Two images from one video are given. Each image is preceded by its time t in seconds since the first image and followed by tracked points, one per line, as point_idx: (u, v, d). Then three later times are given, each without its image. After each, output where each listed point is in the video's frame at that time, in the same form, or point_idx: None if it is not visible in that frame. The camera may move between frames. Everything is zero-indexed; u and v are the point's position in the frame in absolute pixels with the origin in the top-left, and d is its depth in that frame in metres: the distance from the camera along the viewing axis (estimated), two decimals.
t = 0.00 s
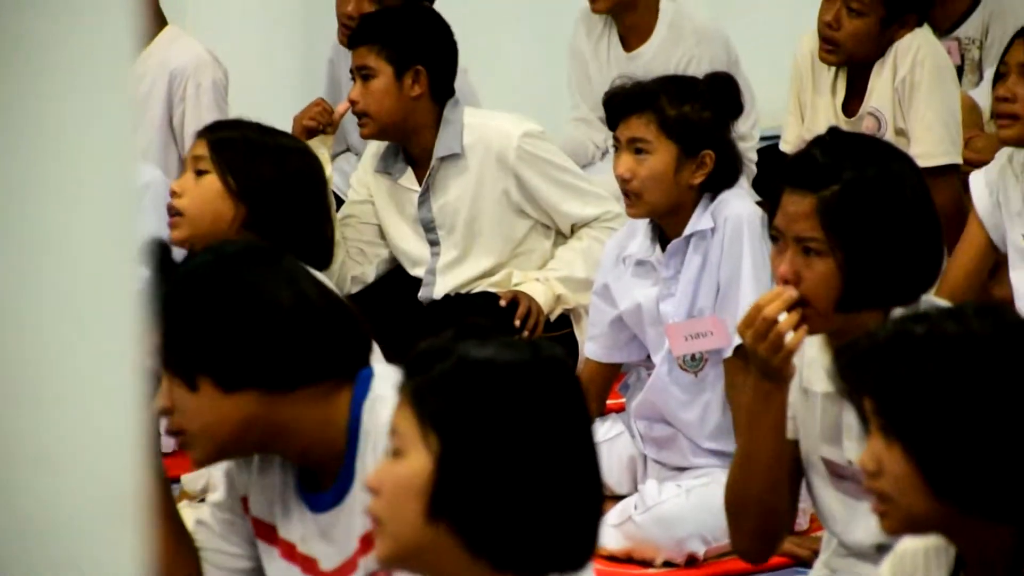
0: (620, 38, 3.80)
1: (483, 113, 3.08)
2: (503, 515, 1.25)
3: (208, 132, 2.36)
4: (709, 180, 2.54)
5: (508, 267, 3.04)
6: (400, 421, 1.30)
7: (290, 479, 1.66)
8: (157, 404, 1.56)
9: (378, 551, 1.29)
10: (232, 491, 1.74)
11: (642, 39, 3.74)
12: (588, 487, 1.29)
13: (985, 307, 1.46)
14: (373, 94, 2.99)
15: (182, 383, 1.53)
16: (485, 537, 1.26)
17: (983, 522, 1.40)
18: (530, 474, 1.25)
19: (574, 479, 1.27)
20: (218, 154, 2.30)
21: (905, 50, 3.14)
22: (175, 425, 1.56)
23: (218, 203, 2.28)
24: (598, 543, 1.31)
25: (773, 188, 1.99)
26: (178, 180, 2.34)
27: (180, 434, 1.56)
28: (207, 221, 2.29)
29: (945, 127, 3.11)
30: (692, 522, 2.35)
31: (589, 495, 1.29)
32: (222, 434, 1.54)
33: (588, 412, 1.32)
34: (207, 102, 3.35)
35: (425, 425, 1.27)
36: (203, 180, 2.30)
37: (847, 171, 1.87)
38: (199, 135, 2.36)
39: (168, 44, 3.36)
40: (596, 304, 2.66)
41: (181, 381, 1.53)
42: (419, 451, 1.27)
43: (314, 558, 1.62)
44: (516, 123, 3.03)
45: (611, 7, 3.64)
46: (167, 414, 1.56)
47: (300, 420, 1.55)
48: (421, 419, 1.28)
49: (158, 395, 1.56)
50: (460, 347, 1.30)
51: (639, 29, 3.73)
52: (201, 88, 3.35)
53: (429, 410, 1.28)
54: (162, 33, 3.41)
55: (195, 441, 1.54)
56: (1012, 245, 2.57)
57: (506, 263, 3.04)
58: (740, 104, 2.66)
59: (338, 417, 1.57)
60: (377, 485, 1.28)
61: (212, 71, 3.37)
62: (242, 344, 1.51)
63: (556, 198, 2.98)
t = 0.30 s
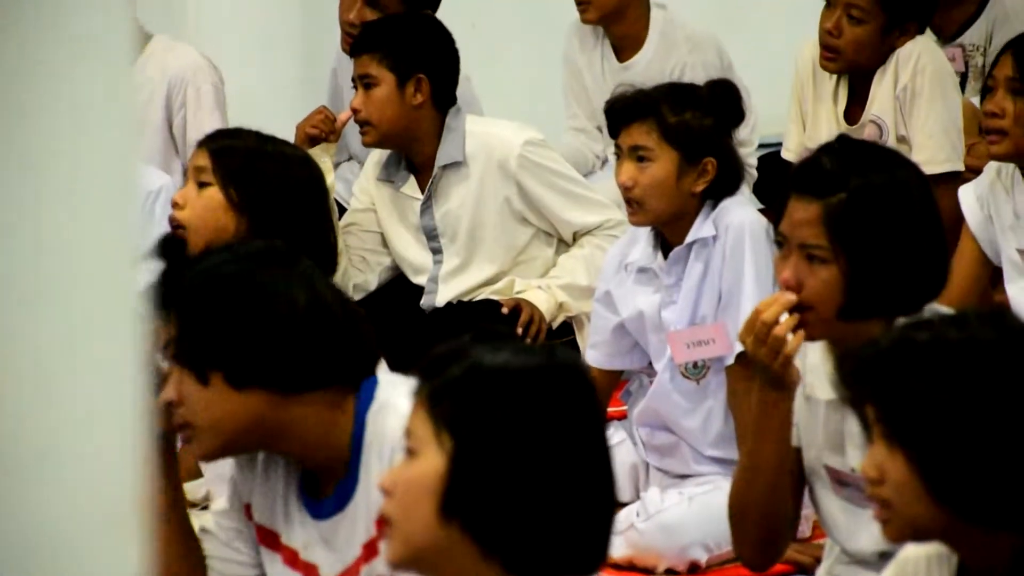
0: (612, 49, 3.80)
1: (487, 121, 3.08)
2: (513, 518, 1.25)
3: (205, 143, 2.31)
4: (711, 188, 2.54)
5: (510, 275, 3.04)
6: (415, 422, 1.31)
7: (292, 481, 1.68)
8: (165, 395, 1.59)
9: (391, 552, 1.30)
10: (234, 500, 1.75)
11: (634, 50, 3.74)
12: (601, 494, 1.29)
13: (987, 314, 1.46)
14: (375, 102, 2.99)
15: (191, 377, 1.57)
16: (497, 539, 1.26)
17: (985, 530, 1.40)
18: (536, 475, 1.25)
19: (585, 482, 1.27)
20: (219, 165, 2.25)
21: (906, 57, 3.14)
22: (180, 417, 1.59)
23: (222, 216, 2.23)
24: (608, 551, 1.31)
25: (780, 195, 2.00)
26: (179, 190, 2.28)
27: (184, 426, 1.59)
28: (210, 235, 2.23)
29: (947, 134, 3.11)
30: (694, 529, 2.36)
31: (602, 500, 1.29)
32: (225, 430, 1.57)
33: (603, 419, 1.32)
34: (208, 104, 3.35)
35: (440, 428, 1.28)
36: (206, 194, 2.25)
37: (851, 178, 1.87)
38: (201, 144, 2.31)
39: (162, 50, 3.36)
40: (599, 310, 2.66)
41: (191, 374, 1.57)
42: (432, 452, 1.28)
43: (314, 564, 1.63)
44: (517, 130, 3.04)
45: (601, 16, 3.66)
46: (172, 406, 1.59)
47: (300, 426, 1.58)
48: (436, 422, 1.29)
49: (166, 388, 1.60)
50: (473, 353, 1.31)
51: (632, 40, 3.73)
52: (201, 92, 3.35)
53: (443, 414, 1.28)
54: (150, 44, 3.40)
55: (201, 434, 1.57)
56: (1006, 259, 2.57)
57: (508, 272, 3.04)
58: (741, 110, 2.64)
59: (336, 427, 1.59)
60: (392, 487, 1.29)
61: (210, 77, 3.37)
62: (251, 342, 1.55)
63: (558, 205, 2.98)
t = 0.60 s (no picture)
0: (609, 56, 3.80)
1: (483, 126, 3.08)
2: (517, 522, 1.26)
3: (204, 155, 2.30)
4: (715, 194, 2.54)
5: (511, 280, 3.05)
6: (420, 422, 1.33)
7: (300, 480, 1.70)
8: (204, 357, 1.63)
9: (390, 553, 1.31)
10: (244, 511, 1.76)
11: (629, 58, 3.75)
12: (605, 500, 1.29)
13: (991, 320, 1.46)
14: (379, 108, 3.00)
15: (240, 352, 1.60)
16: (493, 530, 1.26)
17: (990, 534, 1.40)
18: (547, 484, 1.26)
19: (590, 484, 1.28)
20: (217, 179, 2.25)
21: (906, 63, 3.14)
22: (213, 384, 1.63)
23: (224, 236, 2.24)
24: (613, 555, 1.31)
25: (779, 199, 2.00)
26: (181, 207, 2.29)
27: (214, 393, 1.63)
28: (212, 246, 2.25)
29: (947, 139, 3.12)
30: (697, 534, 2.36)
31: (606, 506, 1.30)
32: (252, 410, 1.60)
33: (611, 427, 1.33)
34: (199, 100, 3.35)
35: (444, 426, 1.30)
36: (206, 211, 2.26)
37: (850, 182, 1.87)
38: (196, 158, 2.30)
39: (154, 54, 3.35)
40: (600, 314, 2.65)
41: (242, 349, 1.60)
42: (434, 449, 1.29)
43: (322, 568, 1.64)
44: (516, 134, 3.05)
45: (596, 24, 3.67)
46: (208, 370, 1.63)
47: (323, 432, 1.61)
48: (440, 421, 1.30)
49: (210, 352, 1.63)
50: (473, 361, 1.33)
51: (627, 48, 3.75)
52: (194, 89, 3.35)
53: (447, 412, 1.30)
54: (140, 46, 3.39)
55: (228, 409, 1.61)
56: (1005, 265, 2.58)
57: (505, 277, 3.05)
58: (746, 116, 2.66)
59: (354, 446, 1.61)
60: (393, 487, 1.30)
61: (201, 71, 3.38)
62: (306, 337, 1.58)
63: (557, 209, 2.99)
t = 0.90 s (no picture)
0: (608, 64, 3.80)
1: (481, 133, 3.09)
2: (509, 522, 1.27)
3: (203, 167, 2.28)
4: (720, 201, 2.54)
5: (511, 287, 3.03)
6: (410, 434, 1.34)
7: (315, 473, 1.73)
8: (271, 328, 1.70)
9: (387, 561, 1.31)
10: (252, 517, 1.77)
11: (629, 65, 3.76)
12: (599, 507, 1.31)
13: (990, 325, 1.46)
14: (376, 116, 2.99)
15: (317, 332, 1.67)
16: (486, 536, 1.27)
17: (992, 538, 1.40)
18: (556, 489, 1.28)
19: (579, 488, 1.29)
20: (218, 189, 2.23)
21: (908, 67, 3.15)
22: (272, 355, 1.69)
23: (225, 247, 2.21)
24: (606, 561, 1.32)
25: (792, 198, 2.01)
26: (182, 219, 2.25)
27: (270, 364, 1.69)
28: (214, 268, 2.20)
29: (949, 142, 3.12)
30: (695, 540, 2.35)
31: (598, 511, 1.31)
32: (310, 393, 1.66)
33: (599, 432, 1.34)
34: (211, 110, 3.35)
35: (432, 434, 1.30)
36: (207, 225, 2.22)
37: (871, 188, 1.89)
38: (196, 168, 2.28)
39: (167, 65, 3.36)
40: (600, 320, 2.65)
41: (321, 331, 1.66)
42: (424, 458, 1.30)
43: (337, 566, 1.68)
44: (515, 142, 3.05)
45: (594, 33, 3.68)
46: (270, 341, 1.70)
47: (366, 430, 1.68)
48: (429, 428, 1.31)
49: (279, 323, 1.70)
50: (465, 370, 1.34)
51: (626, 55, 3.75)
52: (205, 100, 3.35)
53: (436, 416, 1.31)
54: (153, 55, 3.40)
55: (283, 383, 1.67)
56: (1007, 270, 2.57)
57: (505, 284, 3.03)
58: (753, 125, 2.64)
59: (392, 451, 1.67)
60: (384, 496, 1.31)
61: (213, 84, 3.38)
62: (388, 342, 1.65)
63: (555, 215, 2.99)
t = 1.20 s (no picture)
0: (605, 72, 3.80)
1: (475, 141, 3.08)
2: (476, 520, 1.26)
3: (197, 178, 2.27)
4: (714, 210, 2.53)
5: (505, 295, 3.02)
6: (401, 444, 1.33)
7: (327, 468, 1.77)
8: (305, 328, 1.71)
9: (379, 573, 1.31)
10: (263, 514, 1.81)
11: (627, 72, 3.75)
12: (589, 515, 1.31)
13: (984, 332, 1.45)
14: (368, 127, 2.99)
15: (354, 336, 1.69)
16: (477, 549, 1.27)
17: (988, 546, 1.40)
18: (553, 496, 1.28)
19: (572, 499, 1.29)
20: (213, 198, 2.23)
21: (902, 74, 3.14)
22: (304, 355, 1.71)
23: (222, 259, 2.20)
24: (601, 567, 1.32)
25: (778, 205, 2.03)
26: (178, 231, 2.25)
27: (302, 363, 1.71)
28: (211, 275, 2.20)
29: (944, 150, 3.13)
30: (690, 547, 2.35)
31: (591, 521, 1.31)
32: (344, 396, 1.69)
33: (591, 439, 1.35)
34: (194, 119, 3.34)
35: (425, 446, 1.30)
36: (205, 237, 2.22)
37: (852, 193, 1.91)
38: (191, 180, 2.27)
39: (149, 69, 3.34)
40: (597, 328, 2.64)
41: (360, 335, 1.68)
42: (417, 469, 1.30)
43: (347, 566, 1.75)
44: (509, 151, 3.05)
45: (589, 43, 3.68)
46: (303, 341, 1.71)
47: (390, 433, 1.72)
48: (422, 440, 1.31)
49: (315, 325, 1.71)
50: (458, 381, 1.34)
51: (623, 62, 3.75)
52: (188, 106, 3.35)
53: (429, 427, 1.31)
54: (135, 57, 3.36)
55: (314, 383, 1.69)
56: (1002, 278, 2.57)
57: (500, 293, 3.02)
58: (748, 132, 2.64)
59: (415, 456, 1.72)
60: (376, 509, 1.31)
61: (196, 90, 3.37)
62: (428, 349, 1.68)
63: (550, 221, 3.00)
